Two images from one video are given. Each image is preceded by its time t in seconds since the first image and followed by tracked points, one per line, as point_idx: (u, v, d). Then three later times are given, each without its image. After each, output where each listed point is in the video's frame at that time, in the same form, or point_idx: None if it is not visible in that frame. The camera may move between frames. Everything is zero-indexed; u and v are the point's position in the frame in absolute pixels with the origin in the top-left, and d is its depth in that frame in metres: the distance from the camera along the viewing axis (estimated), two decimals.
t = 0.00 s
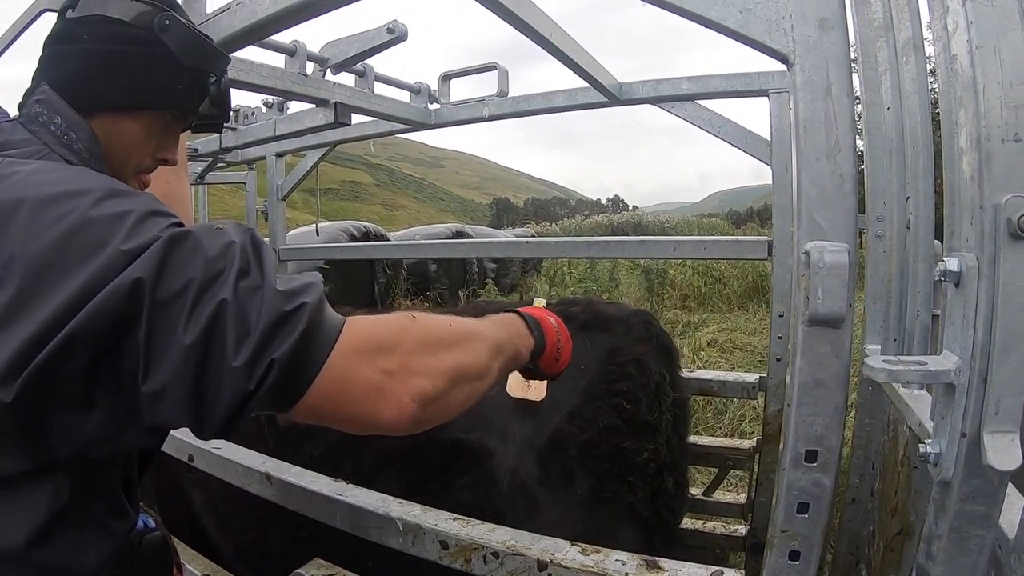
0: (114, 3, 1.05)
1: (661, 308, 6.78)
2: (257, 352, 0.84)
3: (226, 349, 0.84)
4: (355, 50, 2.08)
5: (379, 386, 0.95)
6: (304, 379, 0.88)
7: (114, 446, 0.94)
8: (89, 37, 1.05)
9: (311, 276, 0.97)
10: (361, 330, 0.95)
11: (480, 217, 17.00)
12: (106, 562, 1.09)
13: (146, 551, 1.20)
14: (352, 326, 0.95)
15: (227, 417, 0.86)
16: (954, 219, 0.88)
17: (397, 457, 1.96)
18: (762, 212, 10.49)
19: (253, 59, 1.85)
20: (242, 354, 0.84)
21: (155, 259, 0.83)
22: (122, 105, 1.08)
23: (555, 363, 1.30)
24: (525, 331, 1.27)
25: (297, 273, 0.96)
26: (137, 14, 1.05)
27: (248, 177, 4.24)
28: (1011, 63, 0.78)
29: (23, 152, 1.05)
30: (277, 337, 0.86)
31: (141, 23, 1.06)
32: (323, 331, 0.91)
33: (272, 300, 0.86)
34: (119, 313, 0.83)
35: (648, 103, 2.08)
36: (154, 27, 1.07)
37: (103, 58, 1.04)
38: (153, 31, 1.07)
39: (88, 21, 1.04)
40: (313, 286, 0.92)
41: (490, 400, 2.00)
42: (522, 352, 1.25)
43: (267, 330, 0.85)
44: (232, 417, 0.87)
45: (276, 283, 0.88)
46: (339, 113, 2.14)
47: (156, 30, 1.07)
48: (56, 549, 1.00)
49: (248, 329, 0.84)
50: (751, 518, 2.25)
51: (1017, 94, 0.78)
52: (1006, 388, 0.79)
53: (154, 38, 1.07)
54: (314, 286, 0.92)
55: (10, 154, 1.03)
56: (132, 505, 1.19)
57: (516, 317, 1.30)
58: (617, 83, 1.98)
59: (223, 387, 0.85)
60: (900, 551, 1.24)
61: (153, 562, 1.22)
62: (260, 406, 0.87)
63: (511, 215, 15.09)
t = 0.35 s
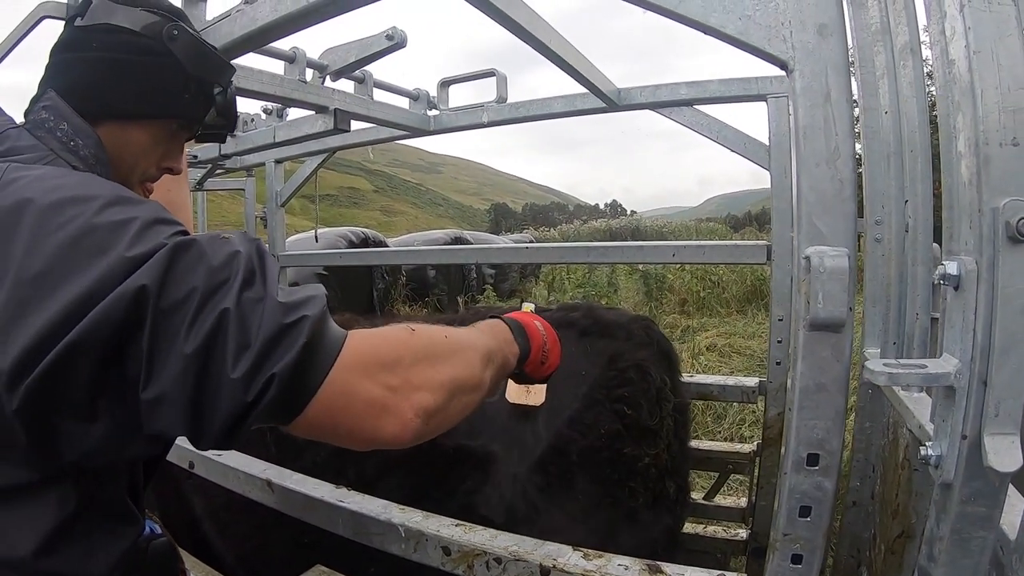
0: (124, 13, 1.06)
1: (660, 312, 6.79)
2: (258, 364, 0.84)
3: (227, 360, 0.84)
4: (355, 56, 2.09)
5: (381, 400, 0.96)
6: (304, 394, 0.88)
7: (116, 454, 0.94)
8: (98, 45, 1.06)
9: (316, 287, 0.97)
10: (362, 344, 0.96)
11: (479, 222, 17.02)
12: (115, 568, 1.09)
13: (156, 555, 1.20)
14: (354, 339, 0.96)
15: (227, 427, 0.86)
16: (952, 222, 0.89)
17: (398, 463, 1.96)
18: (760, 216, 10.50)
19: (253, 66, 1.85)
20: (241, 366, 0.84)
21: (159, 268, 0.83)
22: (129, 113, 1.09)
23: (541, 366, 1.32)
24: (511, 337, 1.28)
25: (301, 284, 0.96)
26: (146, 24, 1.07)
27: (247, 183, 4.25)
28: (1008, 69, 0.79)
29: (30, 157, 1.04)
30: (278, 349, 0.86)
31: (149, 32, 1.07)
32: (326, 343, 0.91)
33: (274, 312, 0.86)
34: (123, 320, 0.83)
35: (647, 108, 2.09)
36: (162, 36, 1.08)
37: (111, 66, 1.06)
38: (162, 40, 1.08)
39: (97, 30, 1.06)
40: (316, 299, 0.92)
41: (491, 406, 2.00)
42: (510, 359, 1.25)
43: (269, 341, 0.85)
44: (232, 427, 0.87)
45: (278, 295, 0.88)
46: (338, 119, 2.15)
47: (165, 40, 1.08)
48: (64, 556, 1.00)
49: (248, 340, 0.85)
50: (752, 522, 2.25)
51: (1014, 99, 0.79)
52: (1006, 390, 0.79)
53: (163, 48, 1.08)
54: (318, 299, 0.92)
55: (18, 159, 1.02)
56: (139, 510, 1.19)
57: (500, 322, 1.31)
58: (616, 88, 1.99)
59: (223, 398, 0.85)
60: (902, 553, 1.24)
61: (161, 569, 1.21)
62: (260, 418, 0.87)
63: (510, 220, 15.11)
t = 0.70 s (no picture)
0: (129, 14, 1.06)
1: (656, 316, 6.79)
2: (259, 367, 0.84)
3: (228, 363, 0.84)
4: (353, 59, 2.09)
5: (383, 403, 0.96)
6: (305, 397, 0.88)
7: (116, 457, 0.94)
8: (102, 46, 1.06)
9: (315, 291, 0.97)
10: (364, 347, 0.96)
11: (475, 225, 17.02)
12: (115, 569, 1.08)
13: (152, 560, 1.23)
14: (356, 342, 0.96)
15: (228, 430, 0.86)
16: (947, 230, 0.89)
17: (393, 467, 1.95)
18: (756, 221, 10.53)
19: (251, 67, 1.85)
20: (243, 370, 0.84)
21: (160, 271, 0.83)
22: (131, 114, 1.09)
23: (538, 372, 1.32)
24: (511, 342, 1.28)
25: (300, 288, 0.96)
26: (150, 26, 1.07)
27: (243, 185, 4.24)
28: (1004, 79, 0.79)
29: (30, 158, 1.03)
30: (279, 353, 0.86)
31: (153, 35, 1.07)
32: (327, 346, 0.91)
33: (275, 316, 0.86)
34: (123, 324, 0.83)
35: (645, 113, 2.09)
36: (166, 39, 1.08)
37: (115, 67, 1.05)
38: (165, 43, 1.09)
39: (100, 31, 1.06)
40: (317, 303, 0.92)
41: (487, 410, 2.00)
42: (510, 362, 1.26)
43: (270, 345, 0.85)
44: (231, 430, 0.87)
45: (279, 299, 0.88)
46: (336, 122, 2.15)
47: (168, 42, 1.09)
48: (65, 557, 1.00)
49: (250, 344, 0.84)
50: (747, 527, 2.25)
51: (1010, 108, 0.79)
52: (1000, 398, 0.80)
53: (166, 50, 1.09)
54: (318, 303, 0.92)
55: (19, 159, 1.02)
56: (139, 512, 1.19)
57: (501, 324, 1.31)
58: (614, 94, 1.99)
59: (224, 401, 0.85)
60: (897, 559, 1.25)
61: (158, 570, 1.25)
62: (260, 421, 0.87)
63: (507, 224, 15.12)
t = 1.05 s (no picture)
0: (132, 16, 1.07)
1: (653, 320, 6.80)
2: (255, 367, 0.84)
3: (224, 362, 0.84)
4: (353, 61, 2.09)
5: (378, 404, 0.96)
6: (301, 398, 0.88)
7: (116, 452, 0.94)
8: (105, 48, 1.06)
9: (314, 293, 0.97)
10: (359, 349, 0.96)
11: (473, 228, 17.03)
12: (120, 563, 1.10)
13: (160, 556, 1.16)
14: (351, 344, 0.96)
15: (223, 429, 0.86)
16: (944, 237, 0.90)
17: (390, 468, 1.95)
18: (754, 225, 10.55)
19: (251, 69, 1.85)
20: (239, 369, 0.83)
21: (159, 269, 0.83)
22: (134, 114, 1.09)
23: (532, 376, 1.32)
24: (506, 346, 1.29)
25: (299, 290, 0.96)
26: (153, 27, 1.08)
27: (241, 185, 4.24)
28: (1001, 88, 0.80)
29: (34, 156, 1.03)
30: (275, 353, 0.86)
31: (157, 36, 1.08)
32: (323, 348, 0.91)
33: (273, 316, 0.86)
34: (121, 320, 0.83)
35: (644, 118, 2.10)
36: (169, 40, 1.09)
37: (118, 68, 1.06)
38: (168, 44, 1.09)
39: (104, 32, 1.06)
40: (314, 305, 0.92)
41: (483, 412, 2.01)
42: (504, 365, 1.26)
43: (266, 345, 0.85)
44: (227, 429, 0.87)
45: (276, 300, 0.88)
46: (335, 124, 2.15)
47: (171, 43, 1.09)
48: (71, 550, 1.02)
49: (246, 344, 0.84)
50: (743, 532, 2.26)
51: (1007, 118, 0.80)
52: (995, 405, 0.80)
53: (169, 51, 1.09)
54: (315, 305, 0.93)
55: (23, 159, 1.02)
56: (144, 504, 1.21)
57: (495, 329, 1.32)
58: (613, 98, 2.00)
59: (219, 399, 0.85)
60: (892, 564, 1.26)
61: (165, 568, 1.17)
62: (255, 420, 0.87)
63: (505, 227, 15.13)
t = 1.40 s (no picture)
0: (136, 12, 1.07)
1: (654, 321, 6.80)
2: (242, 367, 0.84)
3: (212, 361, 0.84)
4: (356, 60, 2.09)
5: (369, 403, 0.96)
6: (289, 399, 0.89)
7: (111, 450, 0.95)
8: (108, 43, 1.06)
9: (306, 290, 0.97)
10: (351, 347, 0.97)
11: (474, 228, 17.03)
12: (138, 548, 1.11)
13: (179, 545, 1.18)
14: (343, 342, 0.96)
15: (211, 428, 0.86)
16: (946, 240, 0.90)
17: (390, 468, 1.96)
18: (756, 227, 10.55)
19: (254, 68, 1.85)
20: (227, 369, 0.84)
21: (148, 267, 0.84)
22: (135, 112, 1.09)
23: (531, 381, 1.32)
24: (505, 350, 1.29)
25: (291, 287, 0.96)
26: (157, 24, 1.07)
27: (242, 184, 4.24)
28: (1004, 92, 0.80)
29: (30, 152, 1.05)
30: (263, 353, 0.86)
31: (160, 32, 1.08)
32: (315, 346, 0.91)
33: (262, 316, 0.86)
34: (110, 319, 0.83)
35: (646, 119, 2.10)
36: (173, 37, 1.09)
37: (121, 64, 1.06)
38: (171, 40, 1.09)
39: (109, 28, 1.06)
40: (305, 304, 0.92)
41: (483, 412, 2.01)
42: (503, 369, 1.26)
43: (255, 345, 0.85)
44: (216, 428, 0.87)
45: (266, 299, 0.88)
46: (337, 123, 2.13)
47: (174, 40, 1.09)
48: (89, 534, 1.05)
49: (234, 343, 0.85)
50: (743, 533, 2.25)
51: (1010, 121, 0.80)
52: (996, 408, 0.80)
53: (172, 48, 1.09)
54: (307, 304, 0.92)
55: (21, 154, 1.03)
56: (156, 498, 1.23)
57: (494, 333, 1.33)
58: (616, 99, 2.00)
59: (208, 398, 0.85)
60: (892, 566, 1.26)
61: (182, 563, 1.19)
62: (244, 420, 0.87)
63: (506, 227, 15.14)
